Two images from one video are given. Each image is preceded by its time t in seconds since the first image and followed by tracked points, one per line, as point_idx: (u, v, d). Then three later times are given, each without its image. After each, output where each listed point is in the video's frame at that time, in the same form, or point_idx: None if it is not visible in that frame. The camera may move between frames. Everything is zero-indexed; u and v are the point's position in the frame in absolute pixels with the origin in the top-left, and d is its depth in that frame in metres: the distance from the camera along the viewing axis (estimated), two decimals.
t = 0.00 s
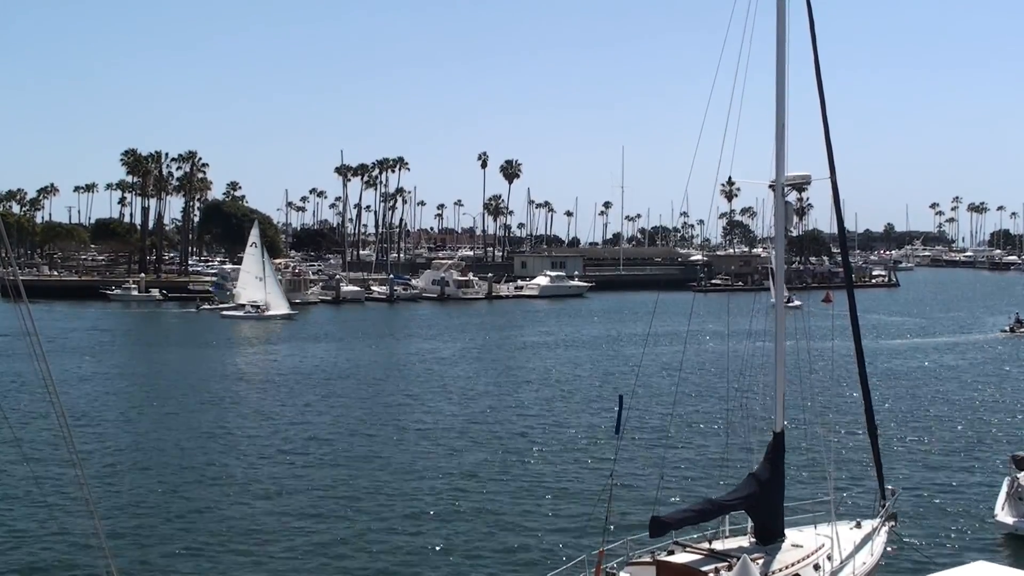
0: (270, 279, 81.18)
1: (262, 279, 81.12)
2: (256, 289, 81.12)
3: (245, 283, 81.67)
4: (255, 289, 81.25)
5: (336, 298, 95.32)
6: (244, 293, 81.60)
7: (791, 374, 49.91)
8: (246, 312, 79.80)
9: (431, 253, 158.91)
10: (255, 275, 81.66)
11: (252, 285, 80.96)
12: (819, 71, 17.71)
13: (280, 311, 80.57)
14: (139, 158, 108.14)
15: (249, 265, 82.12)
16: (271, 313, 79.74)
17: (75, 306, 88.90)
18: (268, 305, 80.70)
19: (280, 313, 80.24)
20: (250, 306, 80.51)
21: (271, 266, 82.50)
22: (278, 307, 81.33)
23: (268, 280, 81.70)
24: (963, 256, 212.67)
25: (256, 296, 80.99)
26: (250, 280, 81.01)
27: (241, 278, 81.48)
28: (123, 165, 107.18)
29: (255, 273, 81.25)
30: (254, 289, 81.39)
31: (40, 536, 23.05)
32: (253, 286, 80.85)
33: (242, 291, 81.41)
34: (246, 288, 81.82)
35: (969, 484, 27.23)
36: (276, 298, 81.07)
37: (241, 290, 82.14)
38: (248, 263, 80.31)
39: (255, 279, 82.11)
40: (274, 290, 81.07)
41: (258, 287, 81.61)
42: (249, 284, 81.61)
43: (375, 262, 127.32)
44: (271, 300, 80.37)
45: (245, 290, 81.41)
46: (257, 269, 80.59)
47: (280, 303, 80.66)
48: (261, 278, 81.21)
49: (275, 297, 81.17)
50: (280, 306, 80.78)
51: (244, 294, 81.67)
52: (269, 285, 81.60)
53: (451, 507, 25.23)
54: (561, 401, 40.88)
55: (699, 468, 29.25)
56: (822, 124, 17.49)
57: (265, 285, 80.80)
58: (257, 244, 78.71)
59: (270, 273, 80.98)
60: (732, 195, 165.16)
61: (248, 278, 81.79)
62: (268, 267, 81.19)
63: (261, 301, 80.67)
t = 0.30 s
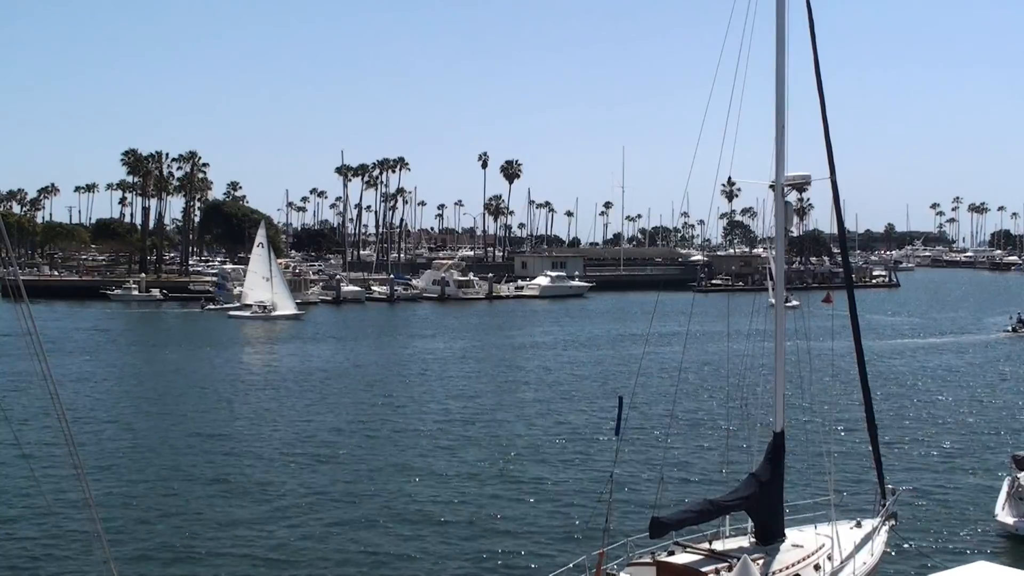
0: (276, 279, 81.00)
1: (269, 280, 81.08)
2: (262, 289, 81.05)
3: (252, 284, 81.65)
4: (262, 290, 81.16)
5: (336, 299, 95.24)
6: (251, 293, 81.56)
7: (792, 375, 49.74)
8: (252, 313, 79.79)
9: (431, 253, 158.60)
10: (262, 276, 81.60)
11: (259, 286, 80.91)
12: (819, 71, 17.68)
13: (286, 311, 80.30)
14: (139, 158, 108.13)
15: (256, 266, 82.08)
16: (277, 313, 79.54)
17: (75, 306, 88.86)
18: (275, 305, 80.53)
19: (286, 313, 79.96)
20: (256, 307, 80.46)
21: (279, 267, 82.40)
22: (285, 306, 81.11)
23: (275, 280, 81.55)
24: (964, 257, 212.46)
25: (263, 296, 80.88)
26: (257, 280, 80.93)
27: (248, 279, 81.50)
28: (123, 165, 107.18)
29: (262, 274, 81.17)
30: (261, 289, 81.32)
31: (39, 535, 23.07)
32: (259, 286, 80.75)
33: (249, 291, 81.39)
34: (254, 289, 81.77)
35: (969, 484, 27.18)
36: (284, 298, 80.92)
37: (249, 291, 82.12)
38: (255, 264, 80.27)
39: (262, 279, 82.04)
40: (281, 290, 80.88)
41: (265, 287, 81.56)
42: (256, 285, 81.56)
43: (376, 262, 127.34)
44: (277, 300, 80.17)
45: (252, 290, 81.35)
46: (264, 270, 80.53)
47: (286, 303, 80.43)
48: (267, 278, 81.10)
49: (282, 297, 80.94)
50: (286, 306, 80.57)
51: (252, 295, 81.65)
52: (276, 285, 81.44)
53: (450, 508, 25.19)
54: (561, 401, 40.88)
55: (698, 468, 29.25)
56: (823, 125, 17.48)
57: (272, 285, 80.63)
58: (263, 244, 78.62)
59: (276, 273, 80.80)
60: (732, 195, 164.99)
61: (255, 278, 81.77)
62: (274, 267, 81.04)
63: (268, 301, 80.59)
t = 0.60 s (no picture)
0: (282, 278, 80.95)
1: (275, 279, 81.06)
2: (268, 289, 81.02)
3: (259, 283, 81.70)
4: (268, 289, 81.14)
5: (336, 298, 95.16)
6: (258, 293, 81.57)
7: (791, 375, 49.68)
8: (259, 313, 79.83)
9: (431, 253, 158.46)
10: (269, 275, 81.59)
11: (266, 285, 80.94)
12: (818, 71, 17.68)
13: (293, 311, 80.20)
14: (139, 158, 108.09)
15: (263, 266, 82.09)
16: (283, 313, 79.51)
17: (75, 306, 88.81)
18: (281, 305, 80.49)
19: (293, 312, 79.90)
20: (262, 306, 80.50)
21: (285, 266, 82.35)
22: (292, 306, 81.04)
23: (281, 280, 81.48)
24: (963, 257, 212.33)
25: (269, 296, 80.88)
26: (263, 280, 80.94)
27: (255, 278, 81.56)
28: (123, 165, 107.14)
29: (268, 273, 81.14)
30: (267, 289, 81.32)
31: (39, 535, 23.04)
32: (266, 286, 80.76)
33: (256, 290, 81.42)
34: (262, 288, 81.82)
35: (968, 484, 27.14)
36: (290, 298, 80.86)
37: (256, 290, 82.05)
38: (262, 264, 80.31)
39: (268, 279, 82.04)
40: (288, 290, 80.77)
41: (272, 287, 81.55)
42: (262, 284, 81.56)
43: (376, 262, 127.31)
44: (283, 299, 80.11)
45: (259, 289, 81.34)
46: (271, 270, 80.55)
47: (293, 302, 80.37)
48: (274, 278, 81.07)
49: (288, 297, 80.87)
50: (292, 305, 80.48)
51: (258, 294, 81.66)
52: (282, 284, 81.38)
53: (449, 507, 25.17)
54: (561, 401, 40.84)
55: (698, 468, 29.21)
56: (823, 124, 17.47)
57: (278, 285, 80.57)
58: (270, 244, 78.55)
59: (282, 273, 80.73)
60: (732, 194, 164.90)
61: (261, 278, 81.81)
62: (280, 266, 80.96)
63: (274, 301, 80.57)
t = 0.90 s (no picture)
0: (289, 276, 80.79)
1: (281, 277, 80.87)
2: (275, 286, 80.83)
3: (266, 281, 81.67)
4: (275, 287, 81.10)
5: (336, 296, 94.99)
6: (265, 291, 81.49)
7: (791, 374, 49.57)
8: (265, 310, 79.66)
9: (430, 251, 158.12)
10: (276, 273, 81.54)
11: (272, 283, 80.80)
12: (818, 70, 17.62)
13: (299, 308, 79.92)
14: (138, 156, 107.95)
15: (270, 263, 82.04)
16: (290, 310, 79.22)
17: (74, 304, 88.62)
18: (288, 303, 80.23)
19: (299, 310, 79.62)
20: (269, 304, 80.37)
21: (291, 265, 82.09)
22: (299, 304, 80.79)
23: (288, 277, 81.33)
24: (963, 255, 212.11)
25: (276, 293, 80.76)
26: (270, 277, 80.88)
27: (262, 276, 81.51)
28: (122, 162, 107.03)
29: (275, 271, 81.11)
30: (274, 286, 81.26)
31: (37, 533, 22.96)
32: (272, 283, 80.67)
33: (263, 288, 81.45)
34: (268, 287, 81.78)
35: (969, 483, 27.05)
36: (296, 295, 80.53)
37: (263, 288, 82.27)
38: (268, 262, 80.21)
39: (276, 276, 82.00)
40: (294, 288, 80.52)
41: (278, 284, 81.42)
42: (269, 282, 81.48)
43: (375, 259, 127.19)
44: (290, 297, 79.76)
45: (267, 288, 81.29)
46: (277, 268, 80.39)
47: (299, 300, 80.08)
48: (280, 275, 80.93)
49: (295, 295, 80.62)
50: (299, 303, 80.19)
51: (265, 292, 81.58)
52: (289, 282, 81.17)
53: (448, 506, 25.09)
54: (561, 399, 40.78)
55: (698, 467, 29.10)
56: (823, 122, 17.42)
57: (285, 283, 80.36)
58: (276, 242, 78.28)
59: (288, 271, 80.54)
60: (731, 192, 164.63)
61: (268, 275, 81.71)
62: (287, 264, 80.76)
63: (281, 299, 80.35)
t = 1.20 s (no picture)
0: (295, 277, 80.62)
1: (288, 277, 80.71)
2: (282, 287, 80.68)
3: (273, 282, 81.58)
4: (282, 288, 80.98)
5: (336, 297, 95.00)
6: (271, 291, 81.35)
7: (791, 374, 49.61)
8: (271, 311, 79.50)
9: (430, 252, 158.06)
10: (283, 274, 81.46)
11: (279, 284, 80.68)
12: (819, 70, 17.62)
13: (306, 309, 79.90)
14: (138, 156, 108.01)
15: (277, 264, 81.96)
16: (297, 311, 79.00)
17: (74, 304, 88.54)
18: (294, 303, 80.00)
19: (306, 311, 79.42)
20: (276, 306, 80.23)
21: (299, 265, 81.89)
22: (305, 306, 80.61)
23: (295, 278, 81.13)
24: (964, 256, 211.98)
25: (283, 294, 80.63)
26: (277, 278, 80.76)
27: (269, 277, 81.42)
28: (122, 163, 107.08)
29: (282, 272, 81.04)
30: (281, 287, 81.14)
31: (38, 534, 22.97)
32: (280, 284, 80.55)
33: (270, 289, 81.35)
34: (275, 287, 81.66)
35: (969, 484, 27.10)
36: (303, 296, 80.46)
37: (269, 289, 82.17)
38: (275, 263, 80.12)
39: (283, 277, 81.87)
40: (301, 289, 80.30)
41: (285, 285, 81.30)
42: (276, 283, 81.32)
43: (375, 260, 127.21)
44: (298, 299, 79.70)
45: (275, 289, 81.17)
46: (284, 269, 80.18)
47: (305, 301, 79.87)
48: (288, 276, 80.79)
49: (302, 296, 80.44)
50: (307, 305, 80.10)
51: (272, 292, 81.43)
52: (296, 283, 80.97)
53: (449, 507, 25.08)
54: (560, 400, 40.75)
55: (698, 468, 29.11)
56: (823, 123, 17.44)
57: (292, 284, 80.17)
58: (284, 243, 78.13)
59: (295, 272, 80.37)
60: (731, 193, 164.66)
61: (275, 276, 81.57)
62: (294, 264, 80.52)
63: (288, 300, 80.18)
